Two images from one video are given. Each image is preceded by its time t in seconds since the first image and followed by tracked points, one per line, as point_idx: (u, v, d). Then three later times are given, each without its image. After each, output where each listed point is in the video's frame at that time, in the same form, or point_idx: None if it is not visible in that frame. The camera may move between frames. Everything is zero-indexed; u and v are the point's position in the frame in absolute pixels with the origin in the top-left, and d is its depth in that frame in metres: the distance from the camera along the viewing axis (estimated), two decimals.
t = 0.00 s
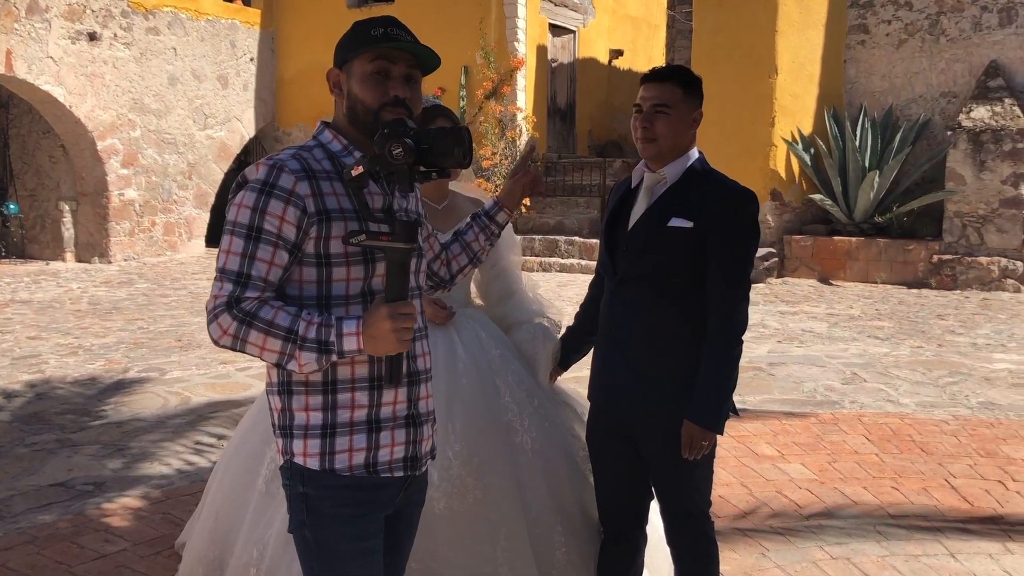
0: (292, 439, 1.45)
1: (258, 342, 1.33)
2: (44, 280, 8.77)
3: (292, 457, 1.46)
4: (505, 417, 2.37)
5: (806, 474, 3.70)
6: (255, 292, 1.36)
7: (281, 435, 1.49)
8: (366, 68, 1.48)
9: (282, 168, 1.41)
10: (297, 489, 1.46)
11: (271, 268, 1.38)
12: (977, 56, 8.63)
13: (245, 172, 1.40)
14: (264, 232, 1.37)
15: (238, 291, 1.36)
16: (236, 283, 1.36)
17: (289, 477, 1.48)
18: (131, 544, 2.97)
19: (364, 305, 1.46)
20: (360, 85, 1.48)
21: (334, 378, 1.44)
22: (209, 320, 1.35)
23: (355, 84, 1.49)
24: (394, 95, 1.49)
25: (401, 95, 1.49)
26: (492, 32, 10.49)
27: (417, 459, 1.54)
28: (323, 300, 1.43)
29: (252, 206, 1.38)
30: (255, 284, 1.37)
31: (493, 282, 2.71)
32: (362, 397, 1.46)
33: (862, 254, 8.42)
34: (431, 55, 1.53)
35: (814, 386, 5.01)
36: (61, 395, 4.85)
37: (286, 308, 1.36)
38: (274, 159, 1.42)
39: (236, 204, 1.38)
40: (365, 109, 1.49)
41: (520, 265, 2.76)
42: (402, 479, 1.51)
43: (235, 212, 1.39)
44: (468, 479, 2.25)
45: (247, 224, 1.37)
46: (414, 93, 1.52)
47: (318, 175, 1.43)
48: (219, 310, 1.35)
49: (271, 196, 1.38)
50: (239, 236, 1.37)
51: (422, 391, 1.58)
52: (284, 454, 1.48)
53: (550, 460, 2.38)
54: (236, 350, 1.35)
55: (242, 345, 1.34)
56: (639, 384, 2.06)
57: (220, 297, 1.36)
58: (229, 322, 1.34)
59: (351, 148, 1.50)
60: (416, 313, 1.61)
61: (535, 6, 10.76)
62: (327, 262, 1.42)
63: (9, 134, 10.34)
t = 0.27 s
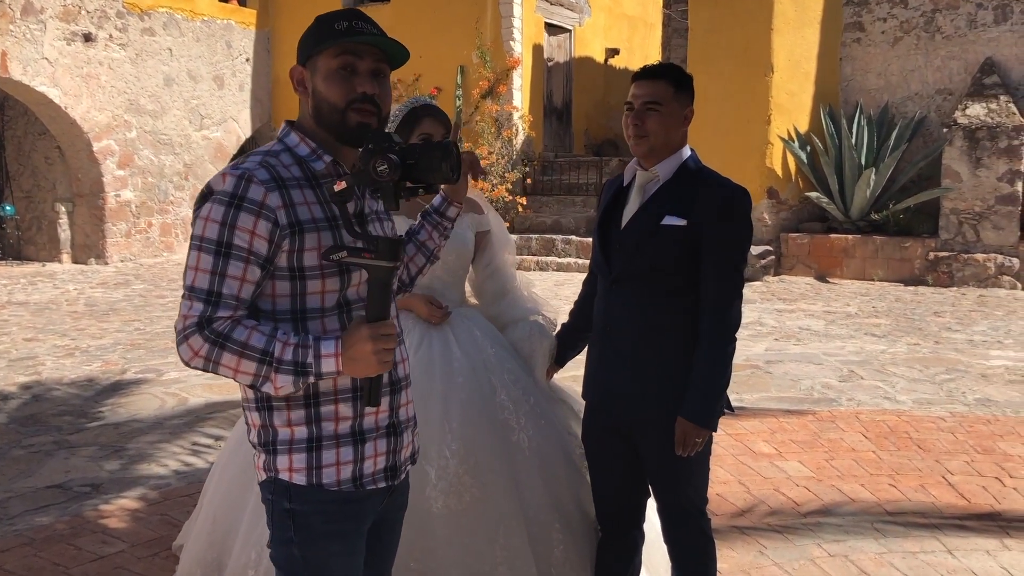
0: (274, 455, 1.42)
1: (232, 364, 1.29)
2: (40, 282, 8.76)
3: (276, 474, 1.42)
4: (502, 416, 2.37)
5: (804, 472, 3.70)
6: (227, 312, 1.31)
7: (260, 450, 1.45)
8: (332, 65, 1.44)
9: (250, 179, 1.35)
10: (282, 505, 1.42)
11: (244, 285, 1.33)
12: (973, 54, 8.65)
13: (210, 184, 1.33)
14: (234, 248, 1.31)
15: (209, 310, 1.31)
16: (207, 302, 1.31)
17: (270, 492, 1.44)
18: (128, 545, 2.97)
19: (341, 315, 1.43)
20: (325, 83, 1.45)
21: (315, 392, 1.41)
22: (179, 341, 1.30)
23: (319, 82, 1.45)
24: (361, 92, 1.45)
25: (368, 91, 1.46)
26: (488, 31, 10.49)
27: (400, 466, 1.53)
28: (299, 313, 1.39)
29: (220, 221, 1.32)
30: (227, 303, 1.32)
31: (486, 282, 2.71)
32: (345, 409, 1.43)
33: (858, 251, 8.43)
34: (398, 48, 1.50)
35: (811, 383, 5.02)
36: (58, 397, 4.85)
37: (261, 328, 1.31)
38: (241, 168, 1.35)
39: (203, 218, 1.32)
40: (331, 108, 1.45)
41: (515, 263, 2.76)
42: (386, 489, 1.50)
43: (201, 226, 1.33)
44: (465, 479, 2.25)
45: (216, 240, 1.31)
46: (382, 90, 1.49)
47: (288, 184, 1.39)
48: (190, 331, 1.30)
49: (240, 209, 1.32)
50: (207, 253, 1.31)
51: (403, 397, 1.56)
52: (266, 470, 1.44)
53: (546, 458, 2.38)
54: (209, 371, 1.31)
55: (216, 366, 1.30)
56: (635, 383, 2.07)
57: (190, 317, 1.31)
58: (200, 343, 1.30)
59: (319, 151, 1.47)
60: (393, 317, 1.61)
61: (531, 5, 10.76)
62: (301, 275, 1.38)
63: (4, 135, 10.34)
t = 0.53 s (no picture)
0: (238, 472, 1.31)
1: (195, 391, 1.20)
2: (44, 283, 8.78)
3: (238, 492, 1.32)
4: (502, 416, 2.37)
5: (807, 471, 3.70)
6: (187, 334, 1.21)
7: (221, 467, 1.33)
8: (286, 61, 1.34)
9: (207, 190, 1.24)
10: (245, 523, 1.31)
11: (204, 305, 1.23)
12: (976, 52, 8.63)
13: (162, 196, 1.22)
14: (193, 265, 1.22)
15: (168, 334, 1.21)
16: (166, 325, 1.21)
17: (229, 510, 1.33)
18: (132, 546, 2.97)
19: (309, 327, 1.35)
20: (278, 81, 1.34)
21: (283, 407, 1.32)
22: (135, 367, 1.20)
23: (273, 79, 1.34)
24: (318, 91, 1.35)
25: (327, 91, 1.35)
26: (491, 31, 10.49)
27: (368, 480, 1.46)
28: (265, 328, 1.31)
29: (177, 236, 1.22)
30: (187, 325, 1.22)
31: (486, 282, 2.72)
32: (316, 423, 1.34)
33: (862, 251, 8.43)
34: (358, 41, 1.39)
35: (815, 382, 5.01)
36: (63, 398, 4.86)
37: (224, 350, 1.22)
38: (196, 178, 1.25)
39: (157, 232, 1.22)
40: (287, 109, 1.34)
41: (515, 263, 2.76)
42: (353, 506, 1.42)
43: (155, 241, 1.22)
44: (465, 477, 2.25)
45: (173, 257, 1.21)
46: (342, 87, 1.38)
47: (247, 193, 1.28)
48: (147, 356, 1.20)
49: (199, 224, 1.22)
50: (164, 272, 1.21)
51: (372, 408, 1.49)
52: (224, 486, 1.33)
53: (547, 458, 2.38)
54: (168, 399, 1.21)
55: (175, 395, 1.20)
56: (634, 381, 2.07)
57: (148, 341, 1.20)
58: (159, 369, 1.19)
59: (275, 153, 1.36)
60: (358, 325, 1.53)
61: (533, 5, 10.75)
62: (266, 289, 1.30)
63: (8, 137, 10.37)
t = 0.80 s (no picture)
0: (209, 486, 1.28)
1: (156, 413, 1.16)
2: (53, 285, 8.83)
3: (208, 507, 1.28)
4: (506, 416, 2.37)
5: (816, 471, 3.68)
6: (149, 354, 1.18)
7: (189, 481, 1.29)
8: (257, 71, 1.28)
9: (173, 204, 1.20)
10: (219, 538, 1.29)
11: (168, 323, 1.19)
12: (985, 51, 8.59)
13: (125, 210, 1.18)
14: (157, 283, 1.18)
15: (128, 352, 1.17)
16: (125, 344, 1.17)
17: (200, 525, 1.29)
18: (141, 546, 2.99)
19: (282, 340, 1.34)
20: (248, 89, 1.29)
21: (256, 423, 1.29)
22: (92, 389, 1.15)
23: (242, 87, 1.29)
24: (292, 101, 1.31)
25: (301, 100, 1.32)
26: (497, 32, 10.49)
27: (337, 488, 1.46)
28: (237, 343, 1.29)
29: (140, 252, 1.17)
30: (149, 343, 1.18)
31: (492, 282, 2.73)
32: (290, 437, 1.32)
33: (870, 250, 8.40)
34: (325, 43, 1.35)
35: (823, 382, 5.00)
36: (73, 399, 4.88)
37: (188, 370, 1.19)
38: (161, 191, 1.21)
39: (120, 247, 1.17)
40: (257, 119, 1.30)
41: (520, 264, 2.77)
42: (323, 517, 1.42)
43: (117, 257, 1.18)
44: (470, 478, 2.25)
45: (136, 274, 1.17)
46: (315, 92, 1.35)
47: (215, 206, 1.25)
48: (105, 376, 1.16)
49: (164, 240, 1.18)
50: (126, 289, 1.17)
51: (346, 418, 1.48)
52: (193, 501, 1.28)
53: (551, 457, 2.38)
54: (128, 421, 1.17)
55: (134, 418, 1.17)
56: (641, 381, 2.07)
57: (106, 361, 1.16)
58: (118, 390, 1.15)
59: (241, 160, 1.33)
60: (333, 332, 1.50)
61: (540, 6, 10.75)
62: (237, 304, 1.27)
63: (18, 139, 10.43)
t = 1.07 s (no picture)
0: (201, 495, 1.27)
1: (141, 427, 1.15)
2: (63, 287, 8.87)
3: (201, 516, 1.27)
4: (515, 415, 2.37)
5: (825, 471, 3.67)
6: (131, 367, 1.16)
7: (180, 491, 1.28)
8: (280, 72, 1.29)
9: (148, 212, 1.18)
10: (216, 545, 1.29)
11: (147, 334, 1.17)
12: (994, 49, 8.55)
13: (101, 219, 1.16)
14: (135, 294, 1.16)
15: (109, 366, 1.14)
16: (106, 356, 1.15)
17: (196, 533, 1.28)
18: (151, 547, 3.00)
19: (268, 345, 1.33)
20: (271, 93, 1.29)
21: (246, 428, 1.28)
22: (72, 404, 1.13)
23: (263, 88, 1.28)
24: (306, 103, 1.34)
25: (312, 100, 1.34)
26: (504, 32, 10.48)
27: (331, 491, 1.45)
28: (220, 351, 1.28)
29: (117, 262, 1.16)
30: (130, 356, 1.16)
31: (499, 282, 2.73)
32: (280, 442, 1.31)
33: (879, 250, 8.37)
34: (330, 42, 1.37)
35: (832, 382, 4.98)
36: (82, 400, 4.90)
37: (172, 383, 1.18)
38: (135, 200, 1.19)
39: (97, 257, 1.15)
40: (278, 120, 1.30)
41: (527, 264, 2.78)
42: (317, 520, 1.41)
43: (94, 267, 1.16)
44: (479, 477, 2.25)
45: (113, 285, 1.15)
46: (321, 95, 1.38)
47: (191, 211, 1.23)
48: (86, 391, 1.13)
49: (140, 249, 1.16)
50: (103, 300, 1.15)
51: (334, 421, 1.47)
52: (184, 510, 1.28)
53: (561, 457, 2.37)
54: (110, 435, 1.15)
55: (117, 431, 1.15)
56: (649, 383, 2.06)
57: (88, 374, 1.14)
58: (101, 405, 1.13)
59: (218, 161, 1.31)
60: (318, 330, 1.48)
61: (547, 6, 10.74)
62: (218, 311, 1.26)
63: (27, 142, 10.49)
